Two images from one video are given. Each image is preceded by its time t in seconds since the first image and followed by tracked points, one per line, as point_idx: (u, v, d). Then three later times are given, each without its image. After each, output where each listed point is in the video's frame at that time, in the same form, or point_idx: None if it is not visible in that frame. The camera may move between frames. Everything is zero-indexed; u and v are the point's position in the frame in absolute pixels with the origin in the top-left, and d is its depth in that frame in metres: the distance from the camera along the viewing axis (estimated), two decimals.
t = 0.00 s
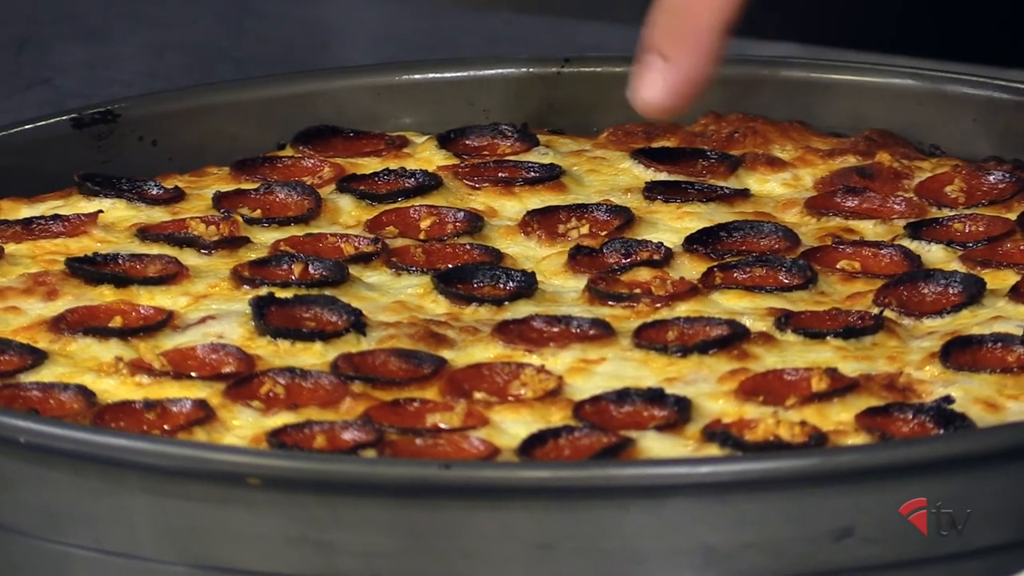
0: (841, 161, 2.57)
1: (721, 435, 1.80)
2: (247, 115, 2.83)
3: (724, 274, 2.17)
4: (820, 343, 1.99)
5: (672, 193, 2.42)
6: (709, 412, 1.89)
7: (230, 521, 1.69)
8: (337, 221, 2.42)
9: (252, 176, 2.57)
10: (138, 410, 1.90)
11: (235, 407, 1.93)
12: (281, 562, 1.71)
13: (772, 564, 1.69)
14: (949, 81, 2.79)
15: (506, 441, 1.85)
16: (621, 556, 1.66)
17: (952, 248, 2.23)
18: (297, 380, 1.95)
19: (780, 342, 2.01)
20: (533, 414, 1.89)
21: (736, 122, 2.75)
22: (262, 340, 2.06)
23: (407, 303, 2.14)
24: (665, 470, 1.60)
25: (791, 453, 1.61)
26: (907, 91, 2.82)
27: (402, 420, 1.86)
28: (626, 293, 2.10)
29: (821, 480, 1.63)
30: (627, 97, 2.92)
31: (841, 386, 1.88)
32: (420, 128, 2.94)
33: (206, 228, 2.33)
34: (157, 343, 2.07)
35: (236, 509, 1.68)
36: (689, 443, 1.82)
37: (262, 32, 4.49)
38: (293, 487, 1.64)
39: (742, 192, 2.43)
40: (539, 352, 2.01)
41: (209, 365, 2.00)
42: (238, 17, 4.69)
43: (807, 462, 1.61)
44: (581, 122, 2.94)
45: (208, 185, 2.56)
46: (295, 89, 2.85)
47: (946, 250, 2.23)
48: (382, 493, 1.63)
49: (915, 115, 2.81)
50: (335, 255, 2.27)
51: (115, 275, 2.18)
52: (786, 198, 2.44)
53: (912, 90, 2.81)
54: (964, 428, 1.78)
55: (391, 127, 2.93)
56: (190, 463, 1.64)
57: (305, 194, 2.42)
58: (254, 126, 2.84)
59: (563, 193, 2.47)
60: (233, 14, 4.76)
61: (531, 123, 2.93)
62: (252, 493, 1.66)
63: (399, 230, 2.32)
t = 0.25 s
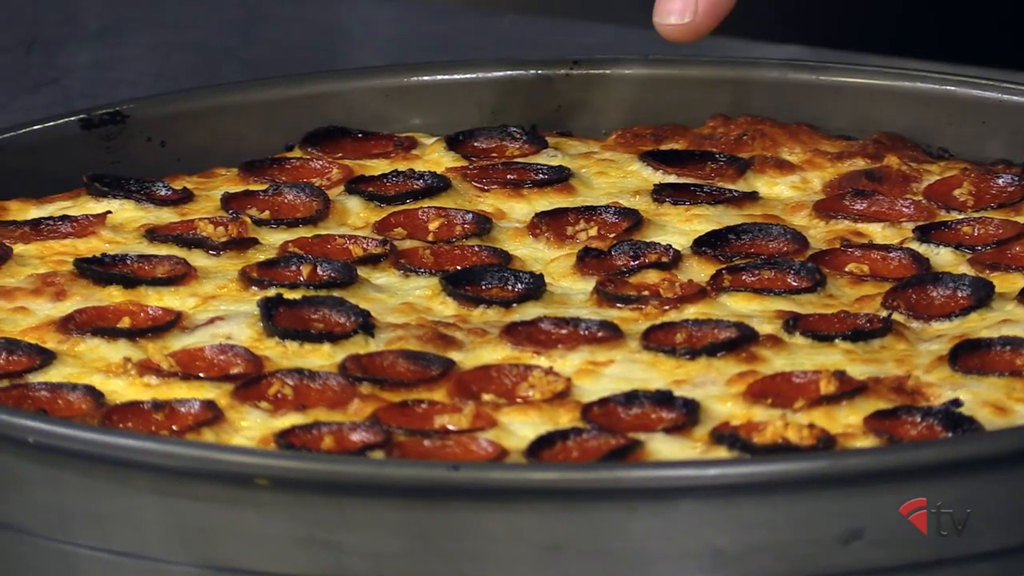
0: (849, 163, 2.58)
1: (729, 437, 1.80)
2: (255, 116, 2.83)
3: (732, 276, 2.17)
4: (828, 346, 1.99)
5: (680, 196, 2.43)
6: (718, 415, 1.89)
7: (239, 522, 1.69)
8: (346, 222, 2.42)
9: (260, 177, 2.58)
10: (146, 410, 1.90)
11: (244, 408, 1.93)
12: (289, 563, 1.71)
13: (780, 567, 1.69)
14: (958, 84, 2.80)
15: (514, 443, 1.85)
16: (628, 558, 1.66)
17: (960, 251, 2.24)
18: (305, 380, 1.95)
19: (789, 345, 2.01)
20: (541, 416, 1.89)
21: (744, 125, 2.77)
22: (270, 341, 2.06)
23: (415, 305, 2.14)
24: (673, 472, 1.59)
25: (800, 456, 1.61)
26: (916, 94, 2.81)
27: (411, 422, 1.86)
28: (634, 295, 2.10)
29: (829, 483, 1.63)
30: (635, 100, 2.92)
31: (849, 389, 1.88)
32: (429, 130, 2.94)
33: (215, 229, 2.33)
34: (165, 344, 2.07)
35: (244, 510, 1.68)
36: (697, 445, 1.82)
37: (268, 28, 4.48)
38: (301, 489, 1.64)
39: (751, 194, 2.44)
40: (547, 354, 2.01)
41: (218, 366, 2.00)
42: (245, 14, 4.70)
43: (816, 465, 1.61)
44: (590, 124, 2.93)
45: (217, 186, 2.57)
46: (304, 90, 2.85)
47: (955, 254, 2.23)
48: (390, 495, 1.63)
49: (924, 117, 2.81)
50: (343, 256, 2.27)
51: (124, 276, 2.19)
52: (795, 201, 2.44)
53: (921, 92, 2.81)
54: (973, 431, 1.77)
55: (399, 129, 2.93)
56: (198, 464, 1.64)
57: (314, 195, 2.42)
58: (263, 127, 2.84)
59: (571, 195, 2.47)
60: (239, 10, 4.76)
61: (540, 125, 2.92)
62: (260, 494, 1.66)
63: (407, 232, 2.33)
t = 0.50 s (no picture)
0: (861, 171, 2.58)
1: (741, 445, 1.80)
2: (266, 123, 2.84)
3: (744, 284, 2.18)
4: (840, 354, 2.00)
5: (691, 203, 2.43)
6: (729, 422, 1.88)
7: (250, 528, 1.69)
8: (357, 229, 2.43)
9: (272, 184, 2.58)
10: (157, 416, 1.90)
11: (255, 415, 1.93)
12: (300, 569, 1.70)
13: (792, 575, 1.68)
14: (970, 92, 2.80)
15: (525, 450, 1.85)
16: (639, 565, 1.66)
17: (972, 260, 2.24)
18: (317, 387, 1.95)
19: (800, 353, 2.01)
20: (553, 423, 1.89)
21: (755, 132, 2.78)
22: (282, 348, 2.06)
23: (427, 312, 2.15)
24: (685, 480, 1.59)
25: (813, 463, 1.61)
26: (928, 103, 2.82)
27: (422, 429, 1.86)
28: (645, 303, 2.11)
29: (841, 491, 1.63)
30: (646, 109, 2.93)
31: (861, 397, 1.88)
32: (440, 138, 2.93)
33: (225, 235, 2.33)
34: (177, 350, 2.07)
35: (256, 517, 1.68)
36: (708, 453, 1.82)
37: (277, 31, 4.49)
38: (313, 495, 1.64)
39: (762, 202, 2.44)
40: (558, 361, 2.02)
41: (229, 372, 2.00)
42: (254, 17, 4.70)
43: (828, 472, 1.60)
44: (601, 132, 2.94)
45: (228, 193, 2.58)
46: (316, 97, 2.86)
47: (967, 262, 2.24)
48: (400, 501, 1.63)
49: (936, 126, 2.81)
50: (354, 262, 2.27)
51: (135, 283, 2.19)
52: (806, 209, 2.45)
53: (932, 101, 2.82)
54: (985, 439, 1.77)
55: (412, 135, 2.92)
56: (210, 470, 1.64)
57: (326, 202, 2.43)
58: (274, 135, 2.85)
59: (582, 203, 2.48)
60: (247, 12, 4.76)
61: (551, 132, 2.93)
62: (272, 500, 1.66)
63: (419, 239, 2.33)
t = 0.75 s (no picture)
0: (869, 175, 2.59)
1: (749, 450, 1.80)
2: (275, 129, 2.84)
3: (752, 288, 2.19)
4: (848, 359, 2.00)
5: (699, 208, 2.44)
6: (738, 427, 1.89)
7: (259, 533, 1.69)
8: (366, 234, 2.44)
9: (280, 190, 2.59)
10: (166, 422, 1.90)
11: (264, 420, 1.93)
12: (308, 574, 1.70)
13: None
14: (976, 96, 2.80)
15: (534, 455, 1.85)
16: (648, 569, 1.65)
17: (980, 265, 2.25)
18: (326, 393, 1.95)
19: (809, 358, 2.02)
20: (561, 428, 1.89)
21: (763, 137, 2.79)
22: (291, 353, 2.06)
23: (435, 317, 2.15)
24: (696, 484, 1.59)
25: (821, 468, 1.60)
26: (936, 108, 2.83)
27: (431, 434, 1.86)
28: (654, 307, 2.11)
29: (849, 495, 1.63)
30: (655, 114, 2.93)
31: (870, 402, 1.88)
32: (449, 143, 2.95)
33: (234, 240, 2.34)
34: (186, 356, 2.08)
35: (265, 522, 1.68)
36: (717, 457, 1.82)
37: (282, 36, 4.50)
38: (321, 500, 1.64)
39: (771, 207, 2.45)
40: (567, 366, 2.02)
41: (238, 378, 2.00)
42: (257, 22, 4.71)
43: (837, 476, 1.60)
44: (609, 137, 2.95)
45: (236, 199, 2.58)
46: (324, 103, 2.86)
47: (975, 267, 2.25)
48: (409, 506, 1.62)
49: (944, 130, 2.82)
50: (363, 268, 2.28)
51: (144, 288, 2.20)
52: (815, 214, 2.46)
53: (942, 106, 2.82)
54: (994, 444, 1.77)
55: (420, 141, 2.93)
56: (221, 475, 1.64)
57: (334, 208, 2.44)
58: (283, 141, 2.85)
59: (590, 209, 2.49)
60: (252, 17, 4.77)
61: (560, 137, 2.95)
62: (280, 505, 1.66)
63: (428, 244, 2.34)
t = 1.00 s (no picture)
0: (874, 177, 2.59)
1: (755, 451, 1.80)
2: (280, 132, 2.84)
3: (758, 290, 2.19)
4: (854, 360, 2.01)
5: (705, 211, 2.45)
6: (744, 428, 1.89)
7: (265, 536, 1.68)
8: (371, 237, 2.44)
9: (285, 193, 2.59)
10: (172, 424, 1.89)
11: (270, 423, 1.93)
12: None
13: None
14: (983, 99, 2.82)
15: (540, 457, 1.85)
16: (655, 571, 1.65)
17: (985, 265, 2.26)
18: (332, 396, 1.95)
19: (815, 360, 2.02)
20: (568, 429, 1.89)
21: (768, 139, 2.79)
22: (297, 356, 2.07)
23: (442, 320, 2.15)
24: (703, 485, 1.59)
25: (827, 469, 1.61)
26: (941, 110, 2.84)
27: (437, 436, 1.86)
28: (660, 309, 2.12)
29: (854, 496, 1.63)
30: (660, 116, 2.94)
31: (876, 403, 1.88)
32: (454, 146, 2.95)
33: (240, 243, 2.34)
34: (192, 359, 2.08)
35: (271, 525, 1.67)
36: (723, 459, 1.82)
37: (282, 38, 4.51)
38: (327, 503, 1.63)
39: (776, 209, 2.46)
40: (573, 368, 2.02)
41: (244, 381, 2.00)
42: (258, 25, 4.71)
43: (843, 477, 1.60)
44: (615, 139, 2.95)
45: (242, 202, 2.58)
46: (330, 105, 2.86)
47: (980, 268, 2.25)
48: (415, 508, 1.62)
49: (949, 132, 2.83)
50: (369, 271, 2.29)
51: (149, 291, 2.20)
52: (820, 216, 2.47)
53: (946, 107, 2.84)
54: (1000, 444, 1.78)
55: (425, 143, 2.93)
56: (226, 477, 1.63)
57: (340, 210, 2.44)
58: (287, 143, 2.85)
59: (596, 211, 2.49)
60: (253, 19, 4.78)
61: (565, 139, 2.95)
62: (287, 508, 1.66)
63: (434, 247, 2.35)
